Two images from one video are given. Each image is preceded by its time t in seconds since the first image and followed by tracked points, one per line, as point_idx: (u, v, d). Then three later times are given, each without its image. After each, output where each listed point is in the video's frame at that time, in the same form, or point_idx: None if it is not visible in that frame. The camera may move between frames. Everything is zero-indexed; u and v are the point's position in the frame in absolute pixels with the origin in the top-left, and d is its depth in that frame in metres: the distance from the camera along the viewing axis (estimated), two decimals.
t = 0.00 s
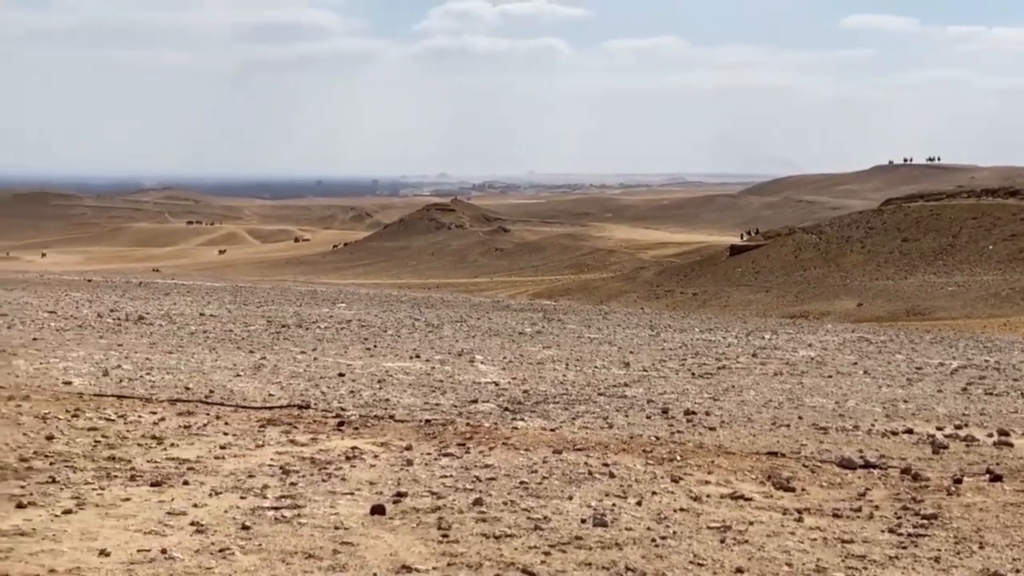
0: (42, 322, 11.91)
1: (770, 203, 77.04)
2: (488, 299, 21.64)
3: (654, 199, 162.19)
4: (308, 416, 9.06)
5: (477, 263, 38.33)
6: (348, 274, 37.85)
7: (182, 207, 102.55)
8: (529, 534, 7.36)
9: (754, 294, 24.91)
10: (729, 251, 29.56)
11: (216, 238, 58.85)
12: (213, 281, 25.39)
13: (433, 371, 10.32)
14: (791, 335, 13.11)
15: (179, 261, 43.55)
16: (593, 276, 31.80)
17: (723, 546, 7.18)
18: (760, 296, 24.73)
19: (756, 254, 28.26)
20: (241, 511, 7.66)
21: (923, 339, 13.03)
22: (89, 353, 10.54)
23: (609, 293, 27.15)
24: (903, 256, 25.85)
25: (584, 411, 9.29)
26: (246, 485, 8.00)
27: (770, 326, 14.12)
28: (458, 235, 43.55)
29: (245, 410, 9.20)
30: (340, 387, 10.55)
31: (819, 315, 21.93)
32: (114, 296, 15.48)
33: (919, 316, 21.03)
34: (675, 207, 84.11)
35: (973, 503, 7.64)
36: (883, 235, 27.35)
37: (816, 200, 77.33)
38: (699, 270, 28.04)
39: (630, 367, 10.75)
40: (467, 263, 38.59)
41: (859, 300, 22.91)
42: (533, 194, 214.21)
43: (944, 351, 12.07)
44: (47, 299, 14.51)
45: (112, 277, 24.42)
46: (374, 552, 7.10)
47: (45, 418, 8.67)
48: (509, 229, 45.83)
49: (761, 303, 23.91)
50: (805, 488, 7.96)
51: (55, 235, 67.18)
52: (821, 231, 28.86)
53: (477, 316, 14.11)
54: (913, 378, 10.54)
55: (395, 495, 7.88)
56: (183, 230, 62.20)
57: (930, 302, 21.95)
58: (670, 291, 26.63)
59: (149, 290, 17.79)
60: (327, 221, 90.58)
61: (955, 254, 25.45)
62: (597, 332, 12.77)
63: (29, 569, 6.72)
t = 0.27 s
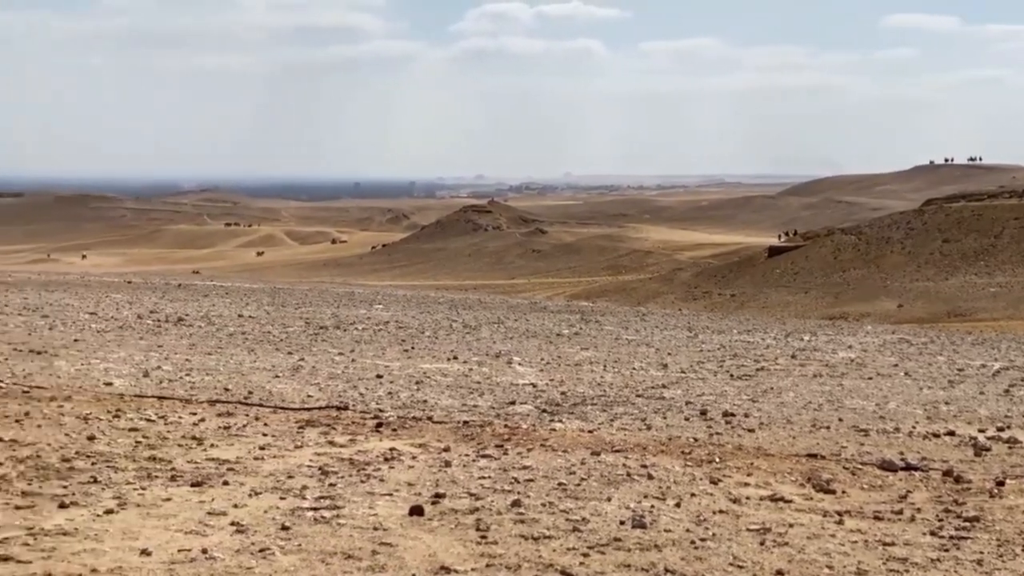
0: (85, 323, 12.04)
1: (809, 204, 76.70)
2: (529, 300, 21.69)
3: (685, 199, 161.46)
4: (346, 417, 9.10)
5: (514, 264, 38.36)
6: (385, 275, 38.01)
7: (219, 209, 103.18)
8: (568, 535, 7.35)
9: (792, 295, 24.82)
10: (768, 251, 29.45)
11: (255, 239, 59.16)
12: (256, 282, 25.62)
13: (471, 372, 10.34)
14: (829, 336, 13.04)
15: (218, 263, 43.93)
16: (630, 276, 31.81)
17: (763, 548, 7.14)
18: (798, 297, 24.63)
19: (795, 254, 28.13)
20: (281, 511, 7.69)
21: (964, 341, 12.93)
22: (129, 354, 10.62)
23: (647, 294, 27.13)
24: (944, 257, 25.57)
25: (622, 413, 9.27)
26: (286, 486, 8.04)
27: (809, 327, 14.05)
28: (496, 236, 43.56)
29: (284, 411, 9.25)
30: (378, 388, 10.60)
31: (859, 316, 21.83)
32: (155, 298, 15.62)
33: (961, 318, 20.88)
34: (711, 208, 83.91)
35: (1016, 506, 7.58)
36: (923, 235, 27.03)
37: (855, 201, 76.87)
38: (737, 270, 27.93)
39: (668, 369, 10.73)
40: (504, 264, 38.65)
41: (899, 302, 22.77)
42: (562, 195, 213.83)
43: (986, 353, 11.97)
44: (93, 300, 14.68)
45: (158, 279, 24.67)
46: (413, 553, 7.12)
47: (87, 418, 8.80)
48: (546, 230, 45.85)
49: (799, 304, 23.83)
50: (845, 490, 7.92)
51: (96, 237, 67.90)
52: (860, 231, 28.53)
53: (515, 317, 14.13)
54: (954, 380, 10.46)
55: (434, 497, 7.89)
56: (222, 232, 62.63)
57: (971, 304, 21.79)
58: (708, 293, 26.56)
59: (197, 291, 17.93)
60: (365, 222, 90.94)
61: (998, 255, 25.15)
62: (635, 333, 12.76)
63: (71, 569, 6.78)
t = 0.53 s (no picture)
0: (127, 323, 12.39)
1: (850, 203, 76.16)
2: (573, 300, 21.75)
3: (718, 199, 160.52)
4: (386, 417, 9.13)
5: (553, 264, 38.35)
6: (425, 274, 38.13)
7: (256, 209, 103.78)
8: (608, 536, 7.34)
9: (831, 295, 24.70)
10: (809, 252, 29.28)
11: (295, 239, 59.38)
12: (300, 281, 25.87)
13: (510, 372, 10.35)
14: (871, 337, 12.95)
15: (258, 262, 44.25)
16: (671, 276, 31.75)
17: (805, 550, 7.10)
18: (839, 297, 24.47)
19: (837, 254, 27.89)
20: (321, 511, 7.72)
21: (1009, 342, 12.79)
22: (170, 354, 10.88)
23: (686, 294, 27.07)
24: (987, 258, 25.01)
25: (662, 413, 9.25)
26: (326, 485, 8.07)
27: (850, 327, 13.95)
28: (535, 237, 43.50)
29: (325, 411, 9.31)
30: (417, 388, 10.64)
31: (901, 317, 21.72)
32: (196, 297, 15.96)
33: (1005, 319, 20.66)
34: (751, 208, 83.64)
35: None
36: (965, 236, 26.45)
37: (896, 201, 76.21)
38: (778, 270, 27.83)
39: (708, 369, 10.72)
40: (544, 263, 38.67)
41: (942, 302, 22.56)
42: (592, 195, 213.24)
43: None
44: (142, 301, 14.87)
45: (207, 278, 24.97)
46: (454, 553, 7.12)
47: (130, 418, 9.00)
48: (585, 230, 45.80)
49: (840, 304, 23.71)
50: (887, 492, 7.88)
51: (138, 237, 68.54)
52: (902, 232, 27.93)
53: (554, 317, 14.14)
54: (998, 381, 10.37)
55: (474, 497, 7.89)
56: (263, 232, 63.03)
57: (1016, 304, 21.53)
58: (748, 293, 26.47)
59: (247, 291, 18.08)
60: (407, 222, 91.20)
61: None
62: (675, 334, 12.74)
63: (115, 567, 6.83)
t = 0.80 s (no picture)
0: (168, 322, 12.85)
1: (890, 203, 75.42)
2: (618, 300, 21.74)
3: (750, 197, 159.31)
4: (426, 416, 9.16)
5: (592, 264, 38.19)
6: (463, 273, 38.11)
7: (294, 208, 104.08)
8: (649, 536, 7.32)
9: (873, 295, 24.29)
10: (850, 251, 28.63)
11: (334, 238, 59.26)
12: (345, 281, 26.06)
13: (550, 372, 10.38)
14: (914, 337, 12.84)
15: (298, 262, 44.38)
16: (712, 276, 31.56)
17: (847, 550, 7.05)
18: (882, 297, 23.96)
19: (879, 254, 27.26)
20: (361, 510, 7.73)
21: None
22: (210, 353, 11.25)
23: (726, 294, 26.80)
24: None
25: (703, 413, 9.24)
26: (366, 484, 8.09)
27: (893, 328, 13.84)
28: (575, 237, 43.20)
29: (364, 410, 9.36)
30: (457, 387, 10.70)
31: (943, 317, 21.44)
32: (235, 296, 16.41)
33: None
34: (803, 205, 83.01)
35: None
36: (1010, 235, 25.81)
37: (937, 200, 75.37)
38: (818, 271, 27.28)
39: (749, 369, 10.72)
40: (583, 263, 38.54)
41: (985, 302, 22.22)
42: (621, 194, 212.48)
43: None
44: (190, 302, 15.04)
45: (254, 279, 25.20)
46: (493, 553, 7.11)
47: (170, 416, 9.23)
48: (623, 229, 45.61)
49: (882, 304, 23.35)
50: (931, 493, 7.82)
51: (177, 237, 68.94)
52: (945, 232, 27.43)
53: (594, 317, 14.15)
54: None
55: (514, 496, 7.89)
56: (302, 232, 63.17)
57: None
58: (789, 292, 26.07)
59: (298, 292, 18.21)
60: (444, 221, 91.18)
61: None
62: (715, 333, 12.74)
63: (156, 565, 6.86)
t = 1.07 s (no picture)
0: (208, 321, 13.24)
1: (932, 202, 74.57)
2: (660, 300, 21.75)
3: (784, 197, 157.96)
4: (464, 416, 9.20)
5: (632, 264, 37.96)
6: (500, 273, 38.01)
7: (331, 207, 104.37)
8: (687, 536, 7.30)
9: (912, 295, 24.08)
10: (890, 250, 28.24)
11: (373, 237, 59.22)
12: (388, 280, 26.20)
13: (588, 371, 10.45)
14: (954, 337, 12.76)
15: (337, 261, 44.50)
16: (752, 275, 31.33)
17: (887, 551, 7.01)
18: (922, 297, 23.74)
19: (918, 254, 26.91)
20: (400, 509, 7.76)
21: None
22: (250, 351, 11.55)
23: (764, 294, 26.66)
24: None
25: (742, 413, 9.22)
26: (405, 483, 8.13)
27: (932, 328, 13.80)
28: (614, 236, 42.91)
29: (402, 409, 9.46)
30: (495, 386, 10.81)
31: (985, 317, 21.16)
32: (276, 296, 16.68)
33: None
34: (836, 206, 82.38)
35: None
36: None
37: (979, 199, 74.42)
38: (857, 271, 27.01)
39: (788, 369, 10.74)
40: (622, 263, 38.36)
41: None
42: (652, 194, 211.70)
43: None
44: (235, 303, 15.19)
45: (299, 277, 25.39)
46: (532, 552, 7.11)
47: (210, 415, 9.44)
48: (662, 229, 45.36)
49: (922, 304, 23.15)
50: (972, 494, 7.77)
51: (217, 236, 69.32)
52: (988, 231, 26.94)
53: (632, 317, 14.21)
54: None
55: (552, 495, 7.89)
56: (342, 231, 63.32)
57: None
58: (828, 292, 25.91)
59: (345, 291, 18.31)
60: (482, 220, 91.18)
61: None
62: (753, 333, 12.80)
63: (197, 562, 6.90)
